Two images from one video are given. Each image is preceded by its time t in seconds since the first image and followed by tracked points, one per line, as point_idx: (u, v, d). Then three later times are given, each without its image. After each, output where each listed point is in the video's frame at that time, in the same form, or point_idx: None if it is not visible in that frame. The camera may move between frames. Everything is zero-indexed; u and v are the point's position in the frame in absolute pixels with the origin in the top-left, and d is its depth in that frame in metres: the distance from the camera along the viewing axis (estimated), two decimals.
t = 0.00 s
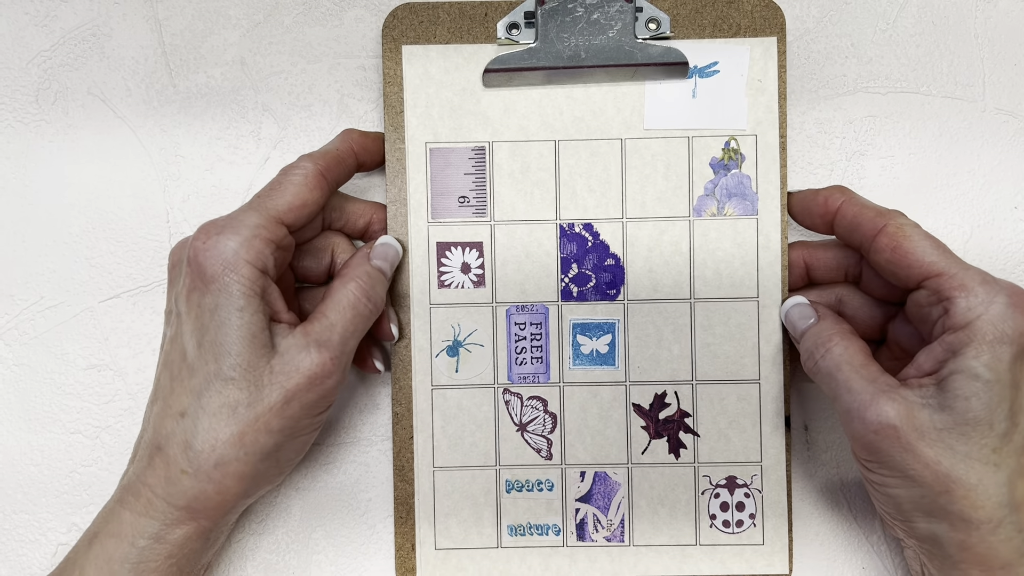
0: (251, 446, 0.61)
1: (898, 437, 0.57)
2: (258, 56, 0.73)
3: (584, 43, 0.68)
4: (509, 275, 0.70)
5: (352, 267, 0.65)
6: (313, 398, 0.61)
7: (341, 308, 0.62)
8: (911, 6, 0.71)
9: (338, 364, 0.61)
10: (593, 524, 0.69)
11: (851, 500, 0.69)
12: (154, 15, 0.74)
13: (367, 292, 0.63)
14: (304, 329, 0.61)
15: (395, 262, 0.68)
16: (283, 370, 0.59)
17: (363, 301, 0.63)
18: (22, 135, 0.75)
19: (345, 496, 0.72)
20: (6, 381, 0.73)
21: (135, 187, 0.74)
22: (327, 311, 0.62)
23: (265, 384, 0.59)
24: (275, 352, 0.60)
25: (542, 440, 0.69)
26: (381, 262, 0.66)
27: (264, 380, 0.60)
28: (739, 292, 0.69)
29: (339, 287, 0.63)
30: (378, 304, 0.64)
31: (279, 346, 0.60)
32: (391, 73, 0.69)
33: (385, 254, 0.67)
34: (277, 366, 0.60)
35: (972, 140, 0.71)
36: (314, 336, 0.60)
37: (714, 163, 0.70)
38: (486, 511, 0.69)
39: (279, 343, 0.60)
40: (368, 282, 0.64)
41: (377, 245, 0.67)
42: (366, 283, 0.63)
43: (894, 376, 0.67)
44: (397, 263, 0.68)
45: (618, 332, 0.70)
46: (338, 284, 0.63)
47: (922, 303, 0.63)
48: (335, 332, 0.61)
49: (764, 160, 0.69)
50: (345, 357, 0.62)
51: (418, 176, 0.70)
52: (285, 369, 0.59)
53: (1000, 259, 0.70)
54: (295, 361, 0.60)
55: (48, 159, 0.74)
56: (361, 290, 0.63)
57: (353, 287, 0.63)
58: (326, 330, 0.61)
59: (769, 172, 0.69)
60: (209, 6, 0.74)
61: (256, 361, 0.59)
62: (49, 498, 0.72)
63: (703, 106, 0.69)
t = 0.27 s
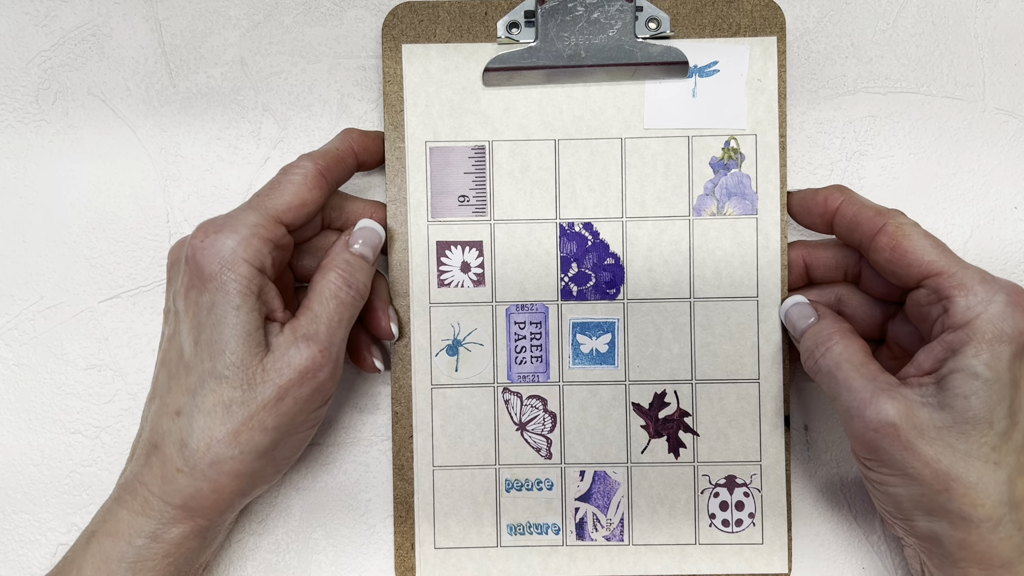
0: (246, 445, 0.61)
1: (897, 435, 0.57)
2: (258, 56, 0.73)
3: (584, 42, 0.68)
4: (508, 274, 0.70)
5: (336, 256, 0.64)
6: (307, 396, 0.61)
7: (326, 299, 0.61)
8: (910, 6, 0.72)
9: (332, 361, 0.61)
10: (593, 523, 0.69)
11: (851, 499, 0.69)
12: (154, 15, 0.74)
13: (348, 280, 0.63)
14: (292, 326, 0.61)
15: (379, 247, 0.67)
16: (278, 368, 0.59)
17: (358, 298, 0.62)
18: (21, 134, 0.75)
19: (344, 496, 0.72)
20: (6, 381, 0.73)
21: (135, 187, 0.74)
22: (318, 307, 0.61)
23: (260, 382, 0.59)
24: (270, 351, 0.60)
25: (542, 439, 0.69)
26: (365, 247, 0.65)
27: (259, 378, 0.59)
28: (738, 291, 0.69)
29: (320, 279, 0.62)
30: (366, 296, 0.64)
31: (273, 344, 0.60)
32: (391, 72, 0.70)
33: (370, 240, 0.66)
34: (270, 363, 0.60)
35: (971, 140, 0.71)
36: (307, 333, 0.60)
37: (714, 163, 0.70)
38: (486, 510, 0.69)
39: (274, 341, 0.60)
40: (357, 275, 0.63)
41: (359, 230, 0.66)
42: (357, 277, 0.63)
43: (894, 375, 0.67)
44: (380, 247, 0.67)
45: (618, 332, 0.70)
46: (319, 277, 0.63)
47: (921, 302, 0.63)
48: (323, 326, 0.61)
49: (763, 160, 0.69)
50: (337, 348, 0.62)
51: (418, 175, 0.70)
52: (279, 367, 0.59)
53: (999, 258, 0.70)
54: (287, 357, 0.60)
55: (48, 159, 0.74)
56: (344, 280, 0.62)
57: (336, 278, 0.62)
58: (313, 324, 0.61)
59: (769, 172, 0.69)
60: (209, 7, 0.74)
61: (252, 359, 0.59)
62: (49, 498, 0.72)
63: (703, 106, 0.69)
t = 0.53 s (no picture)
0: (245, 445, 0.61)
1: (897, 436, 0.57)
2: (258, 56, 0.73)
3: (585, 42, 0.68)
4: (508, 274, 0.70)
5: (337, 258, 0.64)
6: (306, 396, 0.61)
7: (327, 299, 0.61)
8: (911, 7, 0.72)
9: (331, 361, 0.61)
10: (593, 523, 0.69)
11: (851, 500, 0.69)
12: (154, 15, 0.74)
13: (351, 283, 0.63)
14: (293, 327, 0.61)
15: (381, 248, 0.66)
16: (277, 368, 0.59)
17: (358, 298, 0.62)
18: (21, 134, 0.75)
19: (344, 496, 0.72)
20: (6, 381, 0.73)
21: (135, 187, 0.74)
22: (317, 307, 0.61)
23: (259, 382, 0.59)
24: (269, 351, 0.60)
25: (542, 439, 0.69)
26: (366, 248, 0.65)
27: (258, 378, 0.59)
28: (738, 291, 0.69)
29: (323, 280, 0.62)
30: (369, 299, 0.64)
31: (273, 344, 0.60)
32: (391, 72, 0.70)
33: (371, 240, 0.66)
34: (270, 364, 0.60)
35: (972, 140, 0.71)
36: (308, 334, 0.60)
37: (714, 163, 0.70)
38: (485, 510, 0.69)
39: (274, 341, 0.60)
40: (358, 276, 0.63)
41: (360, 230, 0.66)
42: (357, 277, 0.63)
43: (893, 375, 0.67)
44: (382, 247, 0.66)
45: (618, 332, 0.70)
46: (322, 277, 0.62)
47: (921, 302, 0.63)
48: (324, 328, 0.61)
49: (764, 160, 0.69)
50: (337, 348, 0.62)
51: (418, 175, 0.70)
52: (279, 367, 0.59)
53: (999, 259, 0.70)
54: (287, 358, 0.60)
55: (48, 159, 0.74)
56: (344, 281, 0.62)
57: (337, 278, 0.62)
58: (315, 325, 0.61)
59: (769, 172, 0.69)
60: (209, 7, 0.74)
61: (251, 359, 0.60)
62: (49, 498, 0.72)
63: (703, 106, 0.69)
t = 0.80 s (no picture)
0: (245, 445, 0.61)
1: (897, 436, 0.57)
2: (258, 56, 0.73)
3: (584, 43, 0.68)
4: (508, 274, 0.70)
5: (342, 259, 0.64)
6: (307, 396, 0.61)
7: (330, 300, 0.61)
8: (911, 7, 0.72)
9: (332, 361, 0.61)
10: (593, 523, 0.69)
11: (851, 500, 0.69)
12: (154, 15, 0.74)
13: (354, 284, 0.62)
14: (295, 327, 0.61)
15: (386, 250, 0.67)
16: (278, 368, 0.59)
17: (358, 298, 0.62)
18: (21, 134, 0.75)
19: (345, 496, 0.72)
20: (6, 381, 0.73)
21: (135, 187, 0.74)
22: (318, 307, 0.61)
23: (259, 382, 0.59)
24: (270, 351, 0.60)
25: (542, 439, 0.69)
26: (371, 250, 0.65)
27: (259, 378, 0.60)
28: (738, 291, 0.69)
29: (326, 281, 0.62)
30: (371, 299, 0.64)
31: (274, 344, 0.60)
32: (391, 72, 0.70)
33: (376, 242, 0.66)
34: (271, 364, 0.60)
35: (972, 140, 0.71)
36: (310, 334, 0.60)
37: (714, 163, 0.70)
38: (485, 510, 0.69)
39: (275, 341, 0.60)
40: (360, 276, 0.63)
41: (366, 233, 0.66)
42: (359, 278, 0.63)
43: (893, 375, 0.67)
44: (387, 250, 0.67)
45: (618, 332, 0.70)
46: (326, 278, 0.62)
47: (921, 302, 0.63)
48: (327, 328, 0.61)
49: (764, 160, 0.69)
50: (339, 349, 0.62)
51: (418, 175, 0.70)
52: (280, 367, 0.59)
53: (1000, 259, 0.70)
54: (289, 358, 0.60)
55: (47, 159, 0.74)
56: (348, 281, 0.62)
57: (341, 278, 0.62)
58: (317, 325, 0.61)
59: (769, 172, 0.69)
60: (209, 6, 0.74)
61: (252, 359, 0.60)
62: (49, 498, 0.72)
63: (703, 106, 0.69)
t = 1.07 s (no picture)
0: (245, 445, 0.61)
1: (896, 436, 0.57)
2: (258, 56, 0.73)
3: (584, 43, 0.68)
4: (508, 274, 0.70)
5: (343, 259, 0.64)
6: (307, 396, 0.61)
7: (331, 301, 0.61)
8: (911, 7, 0.72)
9: (332, 361, 0.61)
10: (593, 523, 0.69)
11: (851, 500, 0.69)
12: (154, 15, 0.74)
13: (355, 284, 0.63)
14: (295, 327, 0.61)
15: (386, 251, 0.67)
16: (278, 368, 0.59)
17: (359, 299, 0.62)
18: (21, 134, 0.75)
19: (345, 496, 0.72)
20: (6, 381, 0.73)
21: (135, 187, 0.74)
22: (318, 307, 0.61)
23: (260, 382, 0.60)
24: (270, 351, 0.60)
25: (541, 439, 0.69)
26: (372, 250, 0.65)
27: (259, 378, 0.60)
28: (738, 292, 0.69)
29: (327, 281, 0.62)
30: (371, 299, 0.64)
31: (274, 344, 0.60)
32: (391, 72, 0.70)
33: (377, 243, 0.66)
34: (271, 364, 0.60)
35: (972, 141, 0.71)
36: (310, 335, 0.60)
37: (714, 163, 0.70)
38: (485, 510, 0.69)
39: (275, 342, 0.60)
40: (360, 276, 0.63)
41: (368, 233, 0.67)
42: (360, 279, 0.63)
43: (893, 375, 0.67)
44: (388, 251, 0.67)
45: (618, 332, 0.70)
46: (326, 278, 0.62)
47: (921, 302, 0.63)
48: (327, 329, 0.61)
49: (763, 160, 0.69)
50: (339, 350, 0.62)
51: (417, 175, 0.70)
52: (280, 367, 0.59)
53: (1000, 259, 0.70)
54: (289, 358, 0.60)
55: (47, 159, 0.74)
56: (349, 282, 0.62)
57: (342, 279, 0.62)
58: (317, 326, 0.61)
59: (769, 172, 0.69)
60: (209, 6, 0.74)
61: (252, 360, 0.60)
62: (49, 498, 0.72)
63: (703, 106, 0.69)
